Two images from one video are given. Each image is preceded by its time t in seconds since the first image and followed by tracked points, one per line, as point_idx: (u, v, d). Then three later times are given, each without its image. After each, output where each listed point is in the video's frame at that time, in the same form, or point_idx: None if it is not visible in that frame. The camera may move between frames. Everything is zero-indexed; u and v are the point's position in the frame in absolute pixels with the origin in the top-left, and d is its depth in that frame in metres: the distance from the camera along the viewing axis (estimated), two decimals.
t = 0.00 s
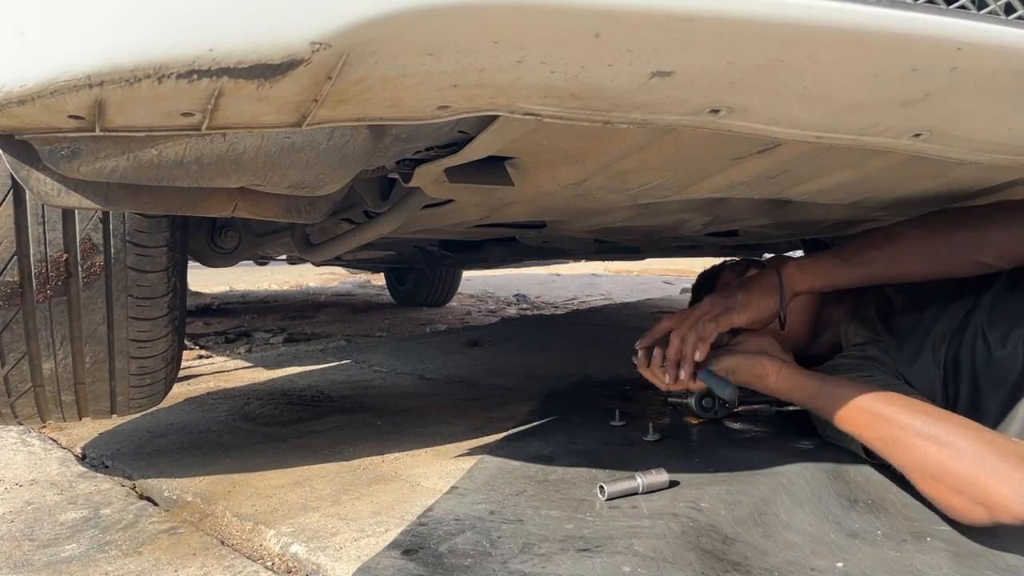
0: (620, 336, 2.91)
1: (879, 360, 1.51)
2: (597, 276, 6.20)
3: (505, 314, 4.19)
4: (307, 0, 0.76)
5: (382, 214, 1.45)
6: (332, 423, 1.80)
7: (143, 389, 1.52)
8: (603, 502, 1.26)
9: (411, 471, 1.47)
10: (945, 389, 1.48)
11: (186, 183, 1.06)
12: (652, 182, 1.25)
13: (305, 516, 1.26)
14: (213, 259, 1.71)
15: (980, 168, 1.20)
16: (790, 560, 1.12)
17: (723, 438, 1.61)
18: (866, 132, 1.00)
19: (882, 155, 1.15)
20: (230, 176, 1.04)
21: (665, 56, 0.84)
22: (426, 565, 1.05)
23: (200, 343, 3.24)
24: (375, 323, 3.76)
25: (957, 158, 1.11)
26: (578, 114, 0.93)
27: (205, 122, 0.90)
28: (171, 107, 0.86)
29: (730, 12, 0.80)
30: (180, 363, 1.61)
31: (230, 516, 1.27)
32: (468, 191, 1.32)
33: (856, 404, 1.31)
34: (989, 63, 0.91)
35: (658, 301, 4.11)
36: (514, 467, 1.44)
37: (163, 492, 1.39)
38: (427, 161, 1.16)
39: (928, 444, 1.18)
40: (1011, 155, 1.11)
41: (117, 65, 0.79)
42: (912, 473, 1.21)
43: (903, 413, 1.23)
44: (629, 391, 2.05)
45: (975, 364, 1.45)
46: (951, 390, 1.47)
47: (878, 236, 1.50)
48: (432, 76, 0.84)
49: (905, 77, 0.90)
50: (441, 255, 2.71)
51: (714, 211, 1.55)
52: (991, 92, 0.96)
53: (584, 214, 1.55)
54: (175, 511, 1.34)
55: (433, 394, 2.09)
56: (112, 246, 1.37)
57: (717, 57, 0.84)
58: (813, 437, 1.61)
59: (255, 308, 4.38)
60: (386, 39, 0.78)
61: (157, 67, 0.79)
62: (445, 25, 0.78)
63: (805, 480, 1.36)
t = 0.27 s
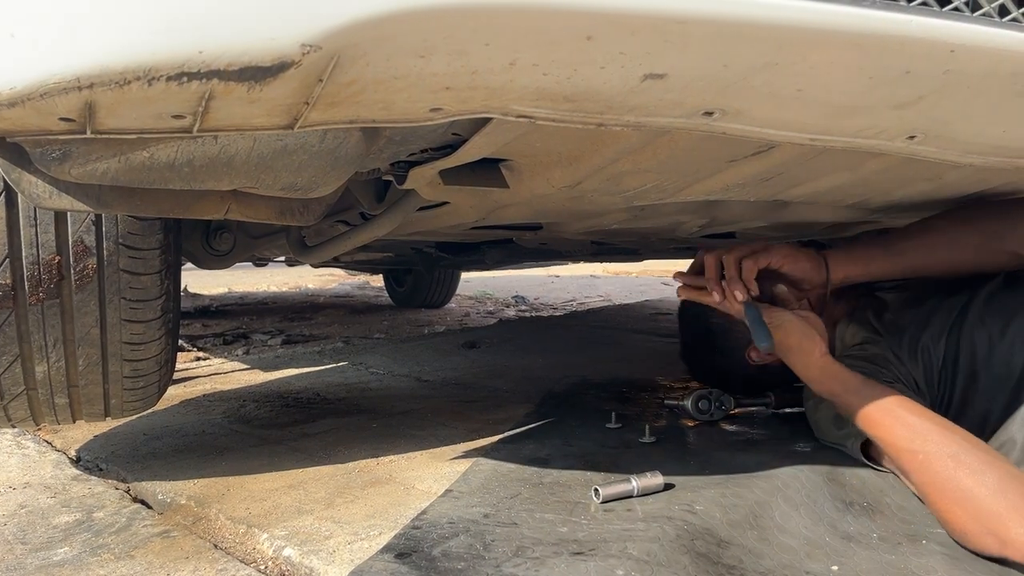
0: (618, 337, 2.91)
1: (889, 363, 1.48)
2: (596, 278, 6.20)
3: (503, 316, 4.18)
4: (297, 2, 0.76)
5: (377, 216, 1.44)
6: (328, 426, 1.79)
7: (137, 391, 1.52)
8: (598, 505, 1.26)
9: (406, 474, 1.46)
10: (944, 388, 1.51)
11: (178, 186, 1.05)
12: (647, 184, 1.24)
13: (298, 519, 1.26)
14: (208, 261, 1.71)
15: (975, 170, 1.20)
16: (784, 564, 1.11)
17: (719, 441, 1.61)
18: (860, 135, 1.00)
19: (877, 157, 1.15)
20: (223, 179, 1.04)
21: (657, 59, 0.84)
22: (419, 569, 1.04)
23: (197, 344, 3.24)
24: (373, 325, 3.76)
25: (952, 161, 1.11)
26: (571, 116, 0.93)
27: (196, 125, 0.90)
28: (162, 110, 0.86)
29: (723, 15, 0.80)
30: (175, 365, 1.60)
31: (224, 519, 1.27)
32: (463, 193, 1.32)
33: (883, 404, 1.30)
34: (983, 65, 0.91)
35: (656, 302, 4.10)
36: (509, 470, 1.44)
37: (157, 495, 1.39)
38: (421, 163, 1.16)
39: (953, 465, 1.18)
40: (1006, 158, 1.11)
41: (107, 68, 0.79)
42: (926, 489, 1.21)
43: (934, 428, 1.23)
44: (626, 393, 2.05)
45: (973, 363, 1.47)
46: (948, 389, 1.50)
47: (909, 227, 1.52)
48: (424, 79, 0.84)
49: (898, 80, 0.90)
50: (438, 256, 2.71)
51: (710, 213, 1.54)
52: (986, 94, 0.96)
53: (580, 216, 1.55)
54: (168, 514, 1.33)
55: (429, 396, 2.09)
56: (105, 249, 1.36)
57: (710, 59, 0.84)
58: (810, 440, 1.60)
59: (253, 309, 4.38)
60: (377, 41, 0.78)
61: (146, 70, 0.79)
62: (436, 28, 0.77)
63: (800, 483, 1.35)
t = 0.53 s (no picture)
0: (616, 339, 2.91)
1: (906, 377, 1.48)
2: (594, 280, 6.20)
3: (501, 318, 4.18)
4: (299, 2, 0.76)
5: (376, 216, 1.44)
6: (326, 427, 1.79)
7: (135, 392, 1.52)
8: (597, 506, 1.26)
9: (404, 475, 1.46)
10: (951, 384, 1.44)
11: (177, 186, 1.05)
12: (646, 185, 1.25)
13: (297, 520, 1.26)
14: (207, 263, 1.71)
15: (973, 171, 1.21)
16: (784, 564, 1.11)
17: (718, 442, 1.61)
18: (859, 136, 1.00)
19: (875, 158, 1.15)
20: (222, 179, 1.04)
21: (656, 59, 0.84)
22: (419, 569, 1.04)
23: (195, 346, 3.24)
24: (371, 327, 3.76)
25: (950, 162, 1.11)
26: (571, 117, 0.93)
27: (196, 125, 0.90)
28: (162, 110, 0.86)
29: (723, 15, 0.80)
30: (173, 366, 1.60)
31: (223, 521, 1.27)
32: (462, 194, 1.32)
33: (935, 392, 1.21)
34: (981, 66, 0.91)
35: (654, 304, 4.11)
36: (507, 471, 1.44)
37: (155, 496, 1.39)
38: (421, 163, 1.16)
39: (997, 467, 1.10)
40: (1004, 159, 1.11)
41: (108, 67, 0.79)
42: (957, 482, 1.13)
43: (985, 428, 1.14)
44: (625, 394, 2.05)
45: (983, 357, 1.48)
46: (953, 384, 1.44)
47: (919, 228, 1.51)
48: (424, 79, 0.84)
49: (897, 80, 0.90)
50: (436, 258, 2.71)
51: (708, 214, 1.54)
52: (984, 95, 0.96)
53: (579, 217, 1.55)
54: (166, 515, 1.33)
55: (428, 398, 2.09)
56: (103, 249, 1.36)
57: (709, 60, 0.84)
58: (809, 441, 1.60)
59: (250, 311, 4.38)
60: (378, 41, 0.78)
61: (147, 70, 0.79)
62: (435, 28, 0.77)
63: (799, 484, 1.35)
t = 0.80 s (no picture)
0: (612, 341, 2.91)
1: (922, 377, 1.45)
2: (591, 282, 6.20)
3: (497, 320, 4.18)
4: None
5: (372, 216, 1.44)
6: (322, 427, 1.79)
7: (131, 392, 1.51)
8: (593, 506, 1.25)
9: (400, 476, 1.46)
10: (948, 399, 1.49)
11: (173, 184, 1.05)
12: (643, 185, 1.25)
13: (293, 520, 1.25)
14: (203, 263, 1.70)
15: (969, 172, 1.21)
16: (781, 564, 1.11)
17: (715, 442, 1.61)
18: (856, 135, 1.00)
19: (872, 158, 1.15)
20: (218, 177, 1.04)
21: (654, 57, 0.84)
22: (415, 569, 1.04)
23: (191, 347, 3.23)
24: (367, 328, 3.75)
25: (946, 162, 1.12)
26: (568, 115, 0.93)
27: (192, 122, 0.89)
28: (158, 107, 0.85)
29: (720, 14, 0.80)
30: (169, 365, 1.60)
31: (218, 520, 1.26)
32: (458, 193, 1.32)
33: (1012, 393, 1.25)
34: (978, 66, 0.92)
35: (651, 306, 4.11)
36: (504, 471, 1.43)
37: (150, 496, 1.38)
38: (417, 163, 1.16)
39: None
40: (1000, 158, 1.12)
41: (104, 64, 0.79)
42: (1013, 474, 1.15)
43: None
44: (621, 396, 2.05)
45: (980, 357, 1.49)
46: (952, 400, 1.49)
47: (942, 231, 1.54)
48: (421, 76, 0.84)
49: (894, 80, 0.91)
50: (432, 259, 2.70)
51: (705, 215, 1.55)
52: (980, 95, 0.97)
53: (576, 217, 1.55)
54: (162, 515, 1.33)
55: (424, 398, 2.08)
56: (99, 248, 1.36)
57: (706, 58, 0.85)
58: (805, 442, 1.60)
59: (247, 313, 4.37)
60: (376, 38, 0.78)
61: (143, 66, 0.79)
62: (433, 25, 0.77)
63: (796, 484, 1.35)
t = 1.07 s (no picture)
0: (606, 344, 2.91)
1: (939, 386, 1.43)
2: (586, 285, 6.21)
3: (492, 323, 4.18)
4: (287, 4, 0.76)
5: (365, 220, 1.44)
6: (315, 431, 1.78)
7: (123, 396, 1.51)
8: (586, 511, 1.25)
9: (393, 480, 1.46)
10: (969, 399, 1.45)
11: (164, 189, 1.05)
12: (636, 190, 1.25)
13: (285, 525, 1.25)
14: (196, 266, 1.71)
15: (961, 177, 1.21)
16: (773, 569, 1.12)
17: (708, 447, 1.61)
18: (847, 140, 1.01)
19: (864, 163, 1.16)
20: (210, 181, 1.03)
21: (645, 63, 0.84)
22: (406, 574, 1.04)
23: (185, 350, 3.22)
24: (362, 332, 3.75)
25: (937, 168, 1.12)
26: (560, 120, 0.93)
27: (184, 127, 0.89)
28: (149, 111, 0.85)
29: (712, 20, 0.80)
30: (161, 369, 1.59)
31: (210, 525, 1.26)
32: (451, 197, 1.32)
33: None
34: (968, 72, 0.92)
35: (645, 309, 4.11)
36: (497, 476, 1.43)
37: (142, 500, 1.38)
38: (410, 167, 1.15)
39: None
40: (991, 164, 1.12)
41: (95, 68, 0.79)
42: None
43: None
44: (615, 400, 2.05)
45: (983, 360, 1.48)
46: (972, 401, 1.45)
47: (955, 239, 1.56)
48: (413, 81, 0.84)
49: (885, 85, 0.91)
50: (427, 263, 2.70)
51: (698, 219, 1.55)
52: (971, 101, 0.97)
53: (571, 222, 1.55)
54: (153, 520, 1.32)
55: (418, 402, 2.08)
56: (91, 252, 1.36)
57: (698, 64, 0.85)
58: (798, 446, 1.60)
59: (241, 316, 4.36)
60: (367, 43, 0.78)
61: (134, 70, 0.79)
62: (425, 30, 0.78)
63: (788, 489, 1.35)
